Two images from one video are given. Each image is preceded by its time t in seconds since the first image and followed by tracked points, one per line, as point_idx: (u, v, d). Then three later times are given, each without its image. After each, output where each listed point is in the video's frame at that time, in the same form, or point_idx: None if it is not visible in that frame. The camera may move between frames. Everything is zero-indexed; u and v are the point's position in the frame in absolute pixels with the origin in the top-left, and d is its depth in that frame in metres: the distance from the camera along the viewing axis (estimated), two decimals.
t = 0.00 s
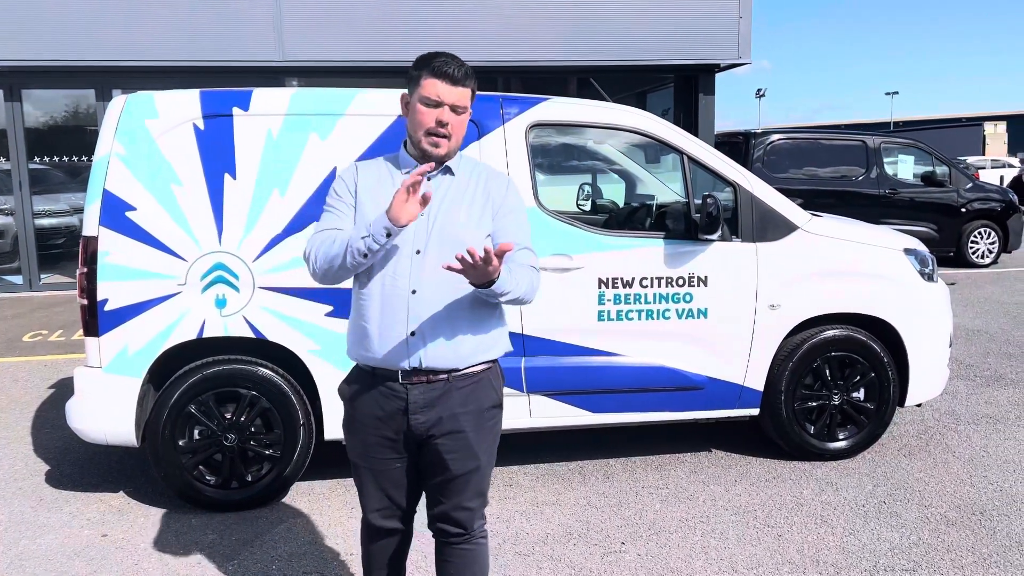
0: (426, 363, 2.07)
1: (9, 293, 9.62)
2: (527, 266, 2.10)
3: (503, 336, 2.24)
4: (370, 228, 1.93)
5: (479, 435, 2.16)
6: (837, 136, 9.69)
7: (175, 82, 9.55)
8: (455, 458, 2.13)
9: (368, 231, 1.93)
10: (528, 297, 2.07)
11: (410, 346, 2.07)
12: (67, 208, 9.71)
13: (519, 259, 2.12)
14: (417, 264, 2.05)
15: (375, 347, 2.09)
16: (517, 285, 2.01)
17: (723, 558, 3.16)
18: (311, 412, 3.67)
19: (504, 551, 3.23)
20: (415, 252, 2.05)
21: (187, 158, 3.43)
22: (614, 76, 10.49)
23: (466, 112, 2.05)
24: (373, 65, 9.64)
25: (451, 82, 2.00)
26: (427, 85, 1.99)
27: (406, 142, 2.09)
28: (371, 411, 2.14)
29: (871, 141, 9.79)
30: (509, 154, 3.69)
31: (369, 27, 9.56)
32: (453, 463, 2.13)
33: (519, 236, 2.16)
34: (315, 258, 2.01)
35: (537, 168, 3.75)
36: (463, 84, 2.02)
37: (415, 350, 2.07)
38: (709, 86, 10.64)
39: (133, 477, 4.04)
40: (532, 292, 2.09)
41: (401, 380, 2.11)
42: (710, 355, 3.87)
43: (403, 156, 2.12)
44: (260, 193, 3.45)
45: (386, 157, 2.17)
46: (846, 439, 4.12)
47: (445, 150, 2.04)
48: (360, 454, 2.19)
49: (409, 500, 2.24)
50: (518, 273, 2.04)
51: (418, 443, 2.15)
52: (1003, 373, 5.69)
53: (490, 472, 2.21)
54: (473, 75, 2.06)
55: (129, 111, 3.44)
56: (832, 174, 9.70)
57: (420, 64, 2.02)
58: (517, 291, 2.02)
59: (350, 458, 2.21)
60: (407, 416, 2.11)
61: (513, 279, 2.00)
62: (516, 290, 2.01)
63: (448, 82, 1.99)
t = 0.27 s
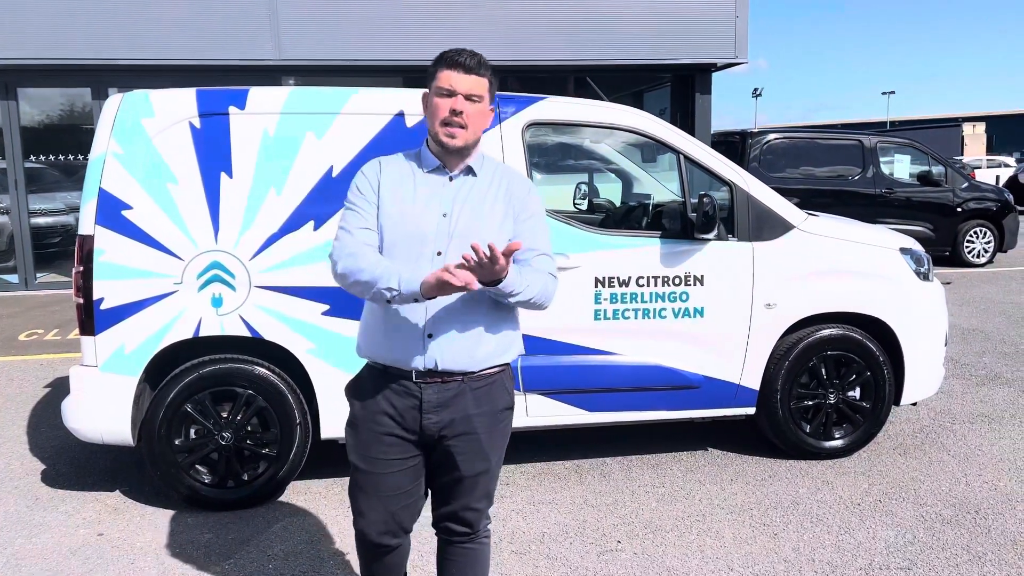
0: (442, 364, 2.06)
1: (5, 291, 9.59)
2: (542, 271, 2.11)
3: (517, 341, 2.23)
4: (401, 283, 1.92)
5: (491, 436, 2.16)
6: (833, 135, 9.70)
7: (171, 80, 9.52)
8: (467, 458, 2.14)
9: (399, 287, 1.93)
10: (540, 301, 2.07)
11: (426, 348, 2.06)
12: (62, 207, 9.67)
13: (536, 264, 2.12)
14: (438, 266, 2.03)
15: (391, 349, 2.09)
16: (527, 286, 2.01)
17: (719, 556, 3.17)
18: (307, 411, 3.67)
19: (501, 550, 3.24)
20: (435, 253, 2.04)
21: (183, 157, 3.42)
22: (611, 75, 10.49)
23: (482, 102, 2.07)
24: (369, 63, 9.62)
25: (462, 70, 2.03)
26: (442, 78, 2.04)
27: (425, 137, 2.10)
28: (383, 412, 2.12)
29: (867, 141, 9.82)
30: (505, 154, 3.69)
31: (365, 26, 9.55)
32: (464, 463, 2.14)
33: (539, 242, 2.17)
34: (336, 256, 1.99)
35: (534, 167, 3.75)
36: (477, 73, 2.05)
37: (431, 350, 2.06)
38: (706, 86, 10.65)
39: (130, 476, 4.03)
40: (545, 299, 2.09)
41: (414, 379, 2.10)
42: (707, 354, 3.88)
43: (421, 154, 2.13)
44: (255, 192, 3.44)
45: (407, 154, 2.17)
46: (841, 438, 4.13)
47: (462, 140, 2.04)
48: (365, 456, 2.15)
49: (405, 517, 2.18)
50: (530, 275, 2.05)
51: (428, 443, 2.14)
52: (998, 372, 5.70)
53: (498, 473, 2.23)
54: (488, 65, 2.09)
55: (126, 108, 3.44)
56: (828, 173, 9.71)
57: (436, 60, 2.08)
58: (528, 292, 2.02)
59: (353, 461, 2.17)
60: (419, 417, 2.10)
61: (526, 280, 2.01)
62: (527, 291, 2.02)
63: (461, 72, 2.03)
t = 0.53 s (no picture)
0: (455, 366, 2.06)
1: (2, 291, 9.58)
2: (549, 276, 2.13)
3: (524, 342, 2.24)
4: (416, 297, 1.91)
5: (500, 437, 2.17)
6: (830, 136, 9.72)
7: (168, 80, 9.52)
8: (476, 458, 2.15)
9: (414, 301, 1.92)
10: (546, 305, 2.08)
11: (439, 350, 2.06)
12: (59, 206, 9.66)
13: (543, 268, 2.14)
14: (450, 268, 2.03)
15: (403, 351, 2.07)
16: (530, 296, 2.02)
17: (717, 556, 3.18)
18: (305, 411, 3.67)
19: (499, 550, 3.24)
20: (447, 255, 2.04)
21: (182, 156, 3.42)
22: (609, 76, 10.50)
23: (480, 97, 2.06)
24: (367, 63, 9.62)
25: (456, 68, 2.04)
26: (438, 78, 2.05)
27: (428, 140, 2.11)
28: (394, 411, 2.11)
29: (864, 141, 9.84)
30: (504, 154, 3.69)
31: (363, 25, 9.55)
32: (474, 463, 2.15)
33: (546, 244, 2.18)
34: (347, 261, 1.99)
35: (532, 167, 3.76)
36: (471, 68, 2.05)
37: (444, 352, 2.06)
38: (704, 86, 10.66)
39: (127, 476, 4.03)
40: (550, 304, 2.11)
41: (425, 379, 2.09)
42: (704, 355, 3.89)
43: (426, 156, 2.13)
44: (254, 192, 3.44)
45: (412, 154, 2.16)
46: (838, 438, 4.13)
47: (463, 137, 2.03)
48: (379, 455, 2.13)
49: (428, 517, 2.18)
50: (534, 282, 2.06)
51: (440, 443, 2.14)
52: (994, 372, 5.72)
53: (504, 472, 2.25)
54: (483, 59, 2.09)
55: (125, 107, 3.44)
56: (826, 174, 9.73)
57: (431, 63, 2.09)
58: (531, 302, 2.03)
59: (366, 461, 2.15)
60: (431, 416, 2.10)
61: (530, 289, 2.03)
62: (531, 300, 2.03)
63: (456, 69, 2.04)
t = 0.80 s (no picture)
0: (462, 367, 2.07)
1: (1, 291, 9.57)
2: (551, 275, 2.12)
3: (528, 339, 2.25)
4: (420, 302, 1.91)
5: (505, 436, 2.18)
6: (829, 137, 9.74)
7: (167, 80, 9.52)
8: (482, 458, 2.15)
9: (419, 306, 1.92)
10: (549, 304, 2.08)
11: (447, 351, 2.06)
12: (58, 206, 9.66)
13: (546, 267, 2.14)
14: (454, 269, 2.04)
15: (410, 353, 2.08)
16: (533, 295, 2.02)
17: (716, 557, 3.18)
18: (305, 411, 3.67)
19: (499, 550, 3.25)
20: (451, 257, 2.04)
21: (181, 157, 3.42)
22: (608, 76, 10.50)
23: (469, 99, 2.06)
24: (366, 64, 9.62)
25: (441, 74, 2.03)
26: (426, 87, 2.06)
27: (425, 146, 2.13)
28: (402, 410, 2.11)
29: (862, 143, 9.86)
30: (503, 155, 3.69)
31: (362, 26, 9.55)
32: (480, 463, 2.15)
33: (548, 244, 2.18)
34: (350, 268, 1.99)
35: (531, 168, 3.76)
36: (457, 72, 2.04)
37: (450, 354, 2.06)
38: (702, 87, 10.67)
39: (127, 476, 4.03)
40: (553, 303, 2.10)
41: (431, 379, 2.10)
42: (703, 355, 3.89)
43: (424, 160, 2.14)
44: (253, 192, 3.44)
45: (410, 158, 2.17)
46: (837, 439, 4.14)
47: (457, 142, 2.05)
48: (388, 454, 2.13)
49: (441, 517, 2.16)
50: (537, 282, 2.06)
51: (447, 443, 2.14)
52: (992, 373, 5.73)
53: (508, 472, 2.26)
54: (468, 60, 2.07)
55: (125, 108, 3.44)
56: (824, 175, 9.75)
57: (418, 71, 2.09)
58: (534, 301, 2.03)
59: (374, 460, 2.14)
60: (439, 415, 2.10)
61: (533, 288, 2.03)
62: (534, 300, 2.03)
63: (441, 77, 2.04)
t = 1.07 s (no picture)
0: (459, 367, 2.07)
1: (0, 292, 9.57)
2: (548, 273, 2.14)
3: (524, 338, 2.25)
4: (417, 301, 1.93)
5: (501, 438, 2.18)
6: (828, 139, 9.75)
7: (166, 81, 9.53)
8: (478, 460, 2.15)
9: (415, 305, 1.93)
10: (546, 302, 2.10)
11: (443, 351, 2.06)
12: (57, 207, 9.66)
13: (542, 265, 2.15)
14: (451, 269, 2.05)
15: (406, 353, 2.07)
16: (530, 293, 2.04)
17: (715, 558, 3.18)
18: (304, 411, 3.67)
19: (498, 551, 3.25)
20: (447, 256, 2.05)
21: (181, 157, 3.42)
22: (608, 78, 10.51)
23: (448, 97, 2.05)
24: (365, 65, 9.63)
25: (417, 77, 2.04)
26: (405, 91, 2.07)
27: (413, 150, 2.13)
28: (395, 414, 2.11)
29: (862, 144, 9.87)
30: (503, 156, 3.70)
31: (362, 27, 9.55)
32: (476, 465, 2.15)
33: (543, 241, 2.19)
34: (345, 271, 2.00)
35: (530, 168, 3.77)
36: (434, 72, 2.04)
37: (446, 354, 2.06)
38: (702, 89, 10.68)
39: (126, 477, 4.03)
40: (550, 300, 2.12)
41: (428, 380, 2.09)
42: (704, 357, 3.90)
43: (415, 164, 2.15)
44: (253, 193, 3.45)
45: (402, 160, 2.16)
46: (837, 440, 4.14)
47: (439, 141, 2.04)
48: (378, 457, 2.13)
49: (427, 525, 2.19)
50: (534, 281, 2.07)
51: (441, 445, 2.14)
52: (992, 375, 5.73)
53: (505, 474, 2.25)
54: (444, 59, 2.07)
55: (124, 109, 3.44)
56: (823, 176, 9.75)
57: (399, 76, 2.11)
58: (532, 300, 2.05)
59: (364, 464, 2.14)
60: (434, 418, 2.10)
61: (530, 286, 2.04)
62: (532, 298, 2.05)
63: (418, 78, 2.04)
